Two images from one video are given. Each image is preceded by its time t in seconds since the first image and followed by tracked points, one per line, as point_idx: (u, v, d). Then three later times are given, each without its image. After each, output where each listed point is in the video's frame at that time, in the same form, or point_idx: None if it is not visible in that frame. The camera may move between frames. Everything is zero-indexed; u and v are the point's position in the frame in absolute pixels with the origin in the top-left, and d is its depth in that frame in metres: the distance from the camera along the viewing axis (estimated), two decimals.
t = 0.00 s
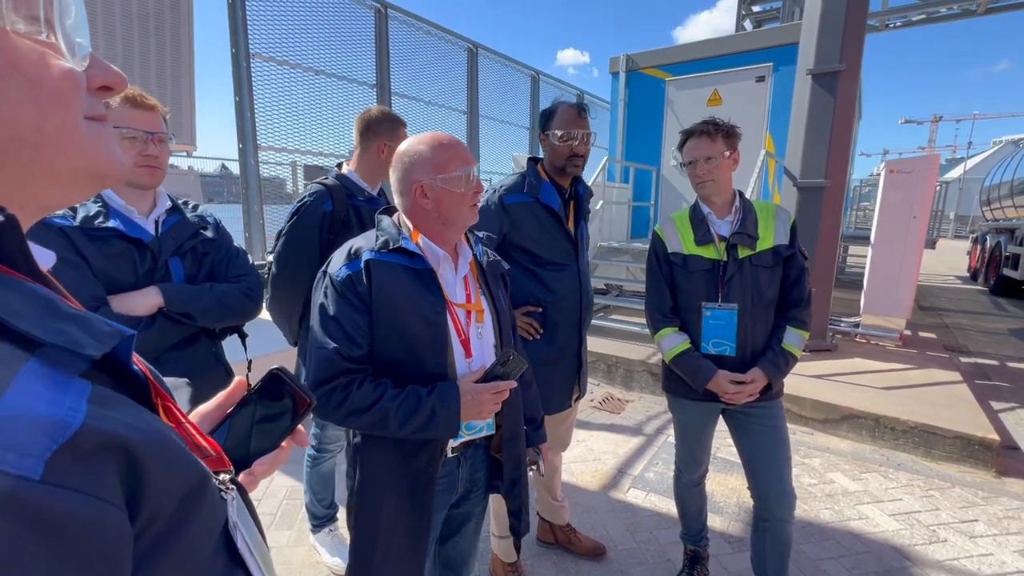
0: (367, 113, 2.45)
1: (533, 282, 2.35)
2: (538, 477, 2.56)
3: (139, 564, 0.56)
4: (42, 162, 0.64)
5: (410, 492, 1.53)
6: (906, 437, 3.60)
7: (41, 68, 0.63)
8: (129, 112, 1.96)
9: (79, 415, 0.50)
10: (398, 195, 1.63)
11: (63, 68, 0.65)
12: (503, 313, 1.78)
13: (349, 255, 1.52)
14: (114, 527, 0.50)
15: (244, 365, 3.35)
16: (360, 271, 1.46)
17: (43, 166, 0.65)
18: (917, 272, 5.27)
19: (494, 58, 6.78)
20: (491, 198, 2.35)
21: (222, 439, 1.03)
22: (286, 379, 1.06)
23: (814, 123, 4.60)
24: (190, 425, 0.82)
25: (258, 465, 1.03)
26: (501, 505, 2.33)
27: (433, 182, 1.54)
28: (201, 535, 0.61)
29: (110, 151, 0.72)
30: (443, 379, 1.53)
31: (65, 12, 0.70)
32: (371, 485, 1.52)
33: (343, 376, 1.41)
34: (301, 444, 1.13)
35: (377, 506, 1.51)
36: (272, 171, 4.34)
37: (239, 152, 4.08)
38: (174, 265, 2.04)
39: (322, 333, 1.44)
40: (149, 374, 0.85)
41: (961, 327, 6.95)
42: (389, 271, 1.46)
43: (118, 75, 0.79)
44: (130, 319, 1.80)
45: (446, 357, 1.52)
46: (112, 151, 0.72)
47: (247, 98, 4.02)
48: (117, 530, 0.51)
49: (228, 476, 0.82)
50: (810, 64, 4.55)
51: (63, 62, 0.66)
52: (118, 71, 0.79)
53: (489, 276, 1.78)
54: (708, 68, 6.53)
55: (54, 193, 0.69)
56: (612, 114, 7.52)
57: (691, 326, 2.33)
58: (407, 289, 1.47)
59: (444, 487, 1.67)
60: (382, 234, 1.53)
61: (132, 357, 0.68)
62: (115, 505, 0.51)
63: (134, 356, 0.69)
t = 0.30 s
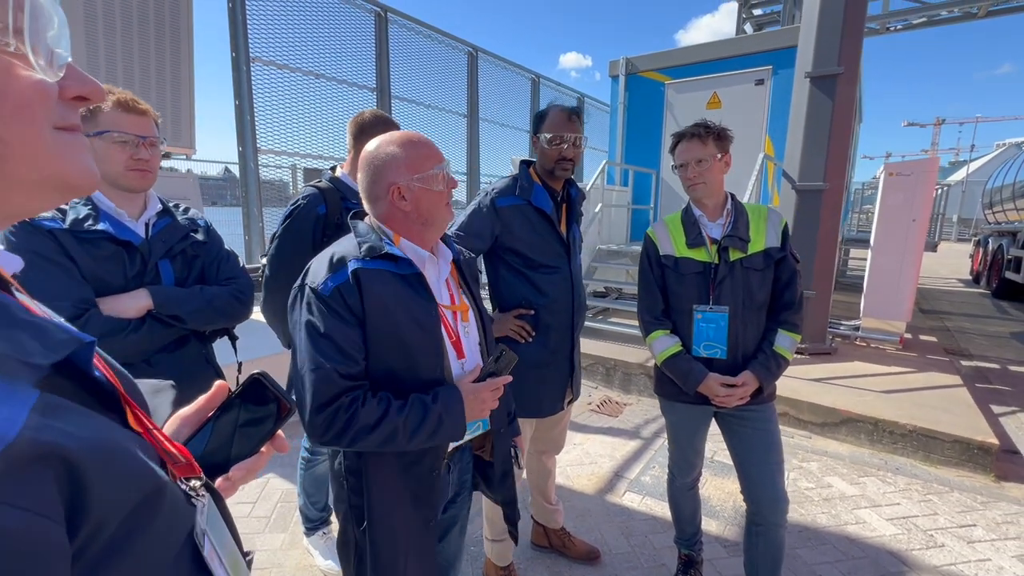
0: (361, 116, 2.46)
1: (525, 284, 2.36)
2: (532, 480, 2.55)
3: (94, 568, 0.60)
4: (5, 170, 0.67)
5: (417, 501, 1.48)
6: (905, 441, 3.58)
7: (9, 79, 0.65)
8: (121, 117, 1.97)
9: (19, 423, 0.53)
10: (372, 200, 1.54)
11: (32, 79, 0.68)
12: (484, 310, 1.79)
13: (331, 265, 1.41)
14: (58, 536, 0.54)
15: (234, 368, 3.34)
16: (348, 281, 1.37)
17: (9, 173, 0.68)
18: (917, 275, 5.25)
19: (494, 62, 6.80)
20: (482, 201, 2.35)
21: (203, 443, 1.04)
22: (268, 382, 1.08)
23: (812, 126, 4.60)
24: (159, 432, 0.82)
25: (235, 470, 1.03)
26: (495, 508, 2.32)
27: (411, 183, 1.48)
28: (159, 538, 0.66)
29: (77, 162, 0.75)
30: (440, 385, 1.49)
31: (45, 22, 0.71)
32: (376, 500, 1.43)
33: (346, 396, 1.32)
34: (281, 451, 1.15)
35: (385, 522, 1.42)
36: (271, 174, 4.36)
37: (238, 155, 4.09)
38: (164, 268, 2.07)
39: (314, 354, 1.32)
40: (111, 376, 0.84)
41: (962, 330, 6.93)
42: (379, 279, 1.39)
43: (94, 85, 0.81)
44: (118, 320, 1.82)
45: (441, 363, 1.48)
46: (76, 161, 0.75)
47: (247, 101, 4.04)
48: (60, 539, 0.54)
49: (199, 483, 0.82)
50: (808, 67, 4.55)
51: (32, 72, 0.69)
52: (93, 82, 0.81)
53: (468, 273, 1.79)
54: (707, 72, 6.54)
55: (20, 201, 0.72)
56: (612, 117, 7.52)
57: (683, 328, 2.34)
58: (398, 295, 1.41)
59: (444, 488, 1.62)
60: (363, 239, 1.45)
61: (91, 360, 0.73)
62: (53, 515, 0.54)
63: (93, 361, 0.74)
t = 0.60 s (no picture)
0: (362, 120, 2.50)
1: (525, 287, 2.35)
2: (532, 483, 2.54)
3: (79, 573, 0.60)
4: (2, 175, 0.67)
5: (412, 522, 1.45)
6: (909, 444, 3.56)
7: (8, 85, 0.66)
8: (123, 120, 1.98)
9: None
10: (340, 203, 1.48)
11: (31, 84, 0.68)
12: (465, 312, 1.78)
13: (304, 275, 1.35)
14: (34, 543, 0.54)
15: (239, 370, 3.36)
16: (325, 293, 1.32)
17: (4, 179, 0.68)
18: (921, 278, 5.22)
19: (496, 65, 6.81)
20: (482, 202, 2.35)
21: (204, 447, 1.02)
22: (269, 386, 1.02)
23: (814, 128, 4.58)
24: (153, 436, 0.81)
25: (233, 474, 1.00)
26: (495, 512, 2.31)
27: (382, 184, 1.44)
28: (145, 544, 0.66)
29: (75, 167, 0.75)
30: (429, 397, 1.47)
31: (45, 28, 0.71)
32: (370, 526, 1.39)
33: (332, 420, 1.27)
34: (278, 454, 1.17)
35: (382, 545, 1.38)
36: (274, 176, 4.38)
37: (241, 158, 4.11)
38: (163, 269, 2.08)
39: (295, 375, 1.27)
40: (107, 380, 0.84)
41: (968, 333, 6.88)
42: (358, 288, 1.35)
43: (96, 94, 0.81)
44: (117, 322, 1.82)
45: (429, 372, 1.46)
46: (74, 166, 0.74)
47: (250, 104, 4.05)
48: (37, 547, 0.54)
49: (194, 487, 0.82)
50: (810, 68, 4.54)
51: (32, 79, 0.69)
52: (96, 91, 0.81)
53: (447, 277, 1.77)
54: (709, 74, 6.53)
55: (15, 206, 0.72)
56: (614, 119, 7.52)
57: (681, 330, 2.33)
58: (382, 303, 1.38)
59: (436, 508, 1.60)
60: (336, 245, 1.40)
61: (81, 362, 0.74)
62: (26, 524, 0.54)
63: (83, 363, 0.74)
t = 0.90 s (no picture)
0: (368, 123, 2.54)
1: (531, 291, 2.35)
2: (536, 486, 2.54)
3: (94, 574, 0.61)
4: (15, 183, 0.68)
5: (404, 543, 1.45)
6: (917, 447, 3.53)
7: (23, 95, 0.66)
8: (132, 124, 2.00)
9: (10, 431, 0.53)
10: (326, 207, 1.48)
11: (48, 95, 0.68)
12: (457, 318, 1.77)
13: (289, 283, 1.34)
14: (48, 545, 0.54)
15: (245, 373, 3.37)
16: (312, 300, 1.31)
17: (17, 189, 0.68)
18: (928, 279, 5.18)
19: (500, 67, 6.82)
20: (486, 205, 2.35)
21: (215, 448, 1.02)
22: (279, 390, 1.01)
23: (820, 128, 4.56)
24: (164, 439, 0.82)
25: (244, 476, 1.03)
26: (499, 515, 2.31)
27: (370, 188, 1.44)
28: (158, 544, 0.67)
29: (88, 175, 0.75)
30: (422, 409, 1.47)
31: (62, 39, 0.71)
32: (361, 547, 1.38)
33: (323, 438, 1.26)
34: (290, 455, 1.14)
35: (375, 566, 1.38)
36: (279, 179, 4.39)
37: (246, 161, 4.13)
38: (169, 272, 2.09)
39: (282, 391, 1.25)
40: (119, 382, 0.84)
41: (976, 334, 6.83)
42: (347, 295, 1.35)
43: (111, 102, 0.80)
44: (123, 325, 1.84)
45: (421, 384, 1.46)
46: (86, 175, 0.75)
47: (255, 108, 4.07)
48: (50, 550, 0.54)
49: (205, 488, 0.83)
50: (815, 69, 4.51)
51: (49, 89, 0.69)
52: (111, 100, 0.80)
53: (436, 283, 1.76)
54: (714, 75, 6.51)
55: (28, 215, 0.72)
56: (618, 120, 7.51)
57: (687, 332, 2.32)
58: (373, 311, 1.37)
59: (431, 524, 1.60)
60: (324, 251, 1.40)
61: (94, 366, 0.73)
62: (41, 525, 0.54)
63: (97, 366, 0.74)
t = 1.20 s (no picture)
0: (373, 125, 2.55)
1: (536, 291, 2.34)
2: (542, 487, 2.54)
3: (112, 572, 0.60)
4: (33, 188, 0.68)
5: (401, 553, 1.45)
6: (926, 448, 3.50)
7: (42, 101, 0.66)
8: (141, 128, 2.02)
9: (34, 427, 0.53)
10: (322, 209, 1.48)
11: (66, 101, 0.69)
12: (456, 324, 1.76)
13: (283, 287, 1.33)
14: (73, 540, 0.54)
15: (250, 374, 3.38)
16: (305, 305, 1.30)
17: (34, 194, 0.68)
18: (936, 278, 5.14)
19: (504, 68, 6.82)
20: (491, 206, 2.35)
21: (225, 447, 1.03)
22: (286, 388, 1.02)
23: (826, 127, 4.53)
24: (179, 437, 0.82)
25: (253, 474, 1.02)
26: (505, 516, 2.31)
27: (366, 191, 1.44)
28: (175, 543, 0.66)
29: (103, 180, 0.76)
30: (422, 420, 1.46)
31: (80, 45, 0.71)
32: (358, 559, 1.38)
33: (318, 448, 1.26)
34: (299, 454, 1.13)
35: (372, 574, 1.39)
36: (285, 181, 4.41)
37: (251, 163, 4.14)
38: (175, 275, 2.09)
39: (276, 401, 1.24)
40: (134, 382, 0.84)
41: (984, 334, 6.77)
42: (343, 300, 1.35)
43: (125, 106, 0.80)
44: (130, 327, 1.86)
45: (419, 391, 1.45)
46: (101, 180, 0.75)
47: (261, 110, 4.08)
48: (75, 544, 0.54)
49: (217, 487, 0.83)
50: (821, 67, 4.49)
51: (67, 95, 0.69)
52: (125, 103, 0.80)
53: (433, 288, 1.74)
54: (719, 74, 6.48)
55: (44, 220, 0.72)
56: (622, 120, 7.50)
57: (695, 334, 2.31)
58: (369, 315, 1.37)
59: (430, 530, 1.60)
60: (320, 255, 1.40)
61: (112, 365, 0.74)
62: (66, 519, 0.54)
63: (114, 365, 0.74)
